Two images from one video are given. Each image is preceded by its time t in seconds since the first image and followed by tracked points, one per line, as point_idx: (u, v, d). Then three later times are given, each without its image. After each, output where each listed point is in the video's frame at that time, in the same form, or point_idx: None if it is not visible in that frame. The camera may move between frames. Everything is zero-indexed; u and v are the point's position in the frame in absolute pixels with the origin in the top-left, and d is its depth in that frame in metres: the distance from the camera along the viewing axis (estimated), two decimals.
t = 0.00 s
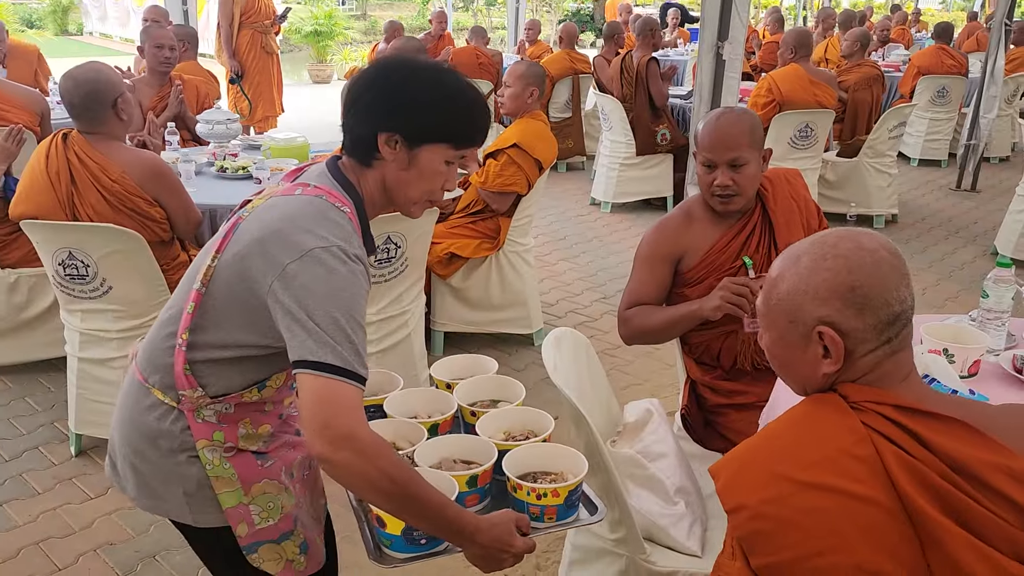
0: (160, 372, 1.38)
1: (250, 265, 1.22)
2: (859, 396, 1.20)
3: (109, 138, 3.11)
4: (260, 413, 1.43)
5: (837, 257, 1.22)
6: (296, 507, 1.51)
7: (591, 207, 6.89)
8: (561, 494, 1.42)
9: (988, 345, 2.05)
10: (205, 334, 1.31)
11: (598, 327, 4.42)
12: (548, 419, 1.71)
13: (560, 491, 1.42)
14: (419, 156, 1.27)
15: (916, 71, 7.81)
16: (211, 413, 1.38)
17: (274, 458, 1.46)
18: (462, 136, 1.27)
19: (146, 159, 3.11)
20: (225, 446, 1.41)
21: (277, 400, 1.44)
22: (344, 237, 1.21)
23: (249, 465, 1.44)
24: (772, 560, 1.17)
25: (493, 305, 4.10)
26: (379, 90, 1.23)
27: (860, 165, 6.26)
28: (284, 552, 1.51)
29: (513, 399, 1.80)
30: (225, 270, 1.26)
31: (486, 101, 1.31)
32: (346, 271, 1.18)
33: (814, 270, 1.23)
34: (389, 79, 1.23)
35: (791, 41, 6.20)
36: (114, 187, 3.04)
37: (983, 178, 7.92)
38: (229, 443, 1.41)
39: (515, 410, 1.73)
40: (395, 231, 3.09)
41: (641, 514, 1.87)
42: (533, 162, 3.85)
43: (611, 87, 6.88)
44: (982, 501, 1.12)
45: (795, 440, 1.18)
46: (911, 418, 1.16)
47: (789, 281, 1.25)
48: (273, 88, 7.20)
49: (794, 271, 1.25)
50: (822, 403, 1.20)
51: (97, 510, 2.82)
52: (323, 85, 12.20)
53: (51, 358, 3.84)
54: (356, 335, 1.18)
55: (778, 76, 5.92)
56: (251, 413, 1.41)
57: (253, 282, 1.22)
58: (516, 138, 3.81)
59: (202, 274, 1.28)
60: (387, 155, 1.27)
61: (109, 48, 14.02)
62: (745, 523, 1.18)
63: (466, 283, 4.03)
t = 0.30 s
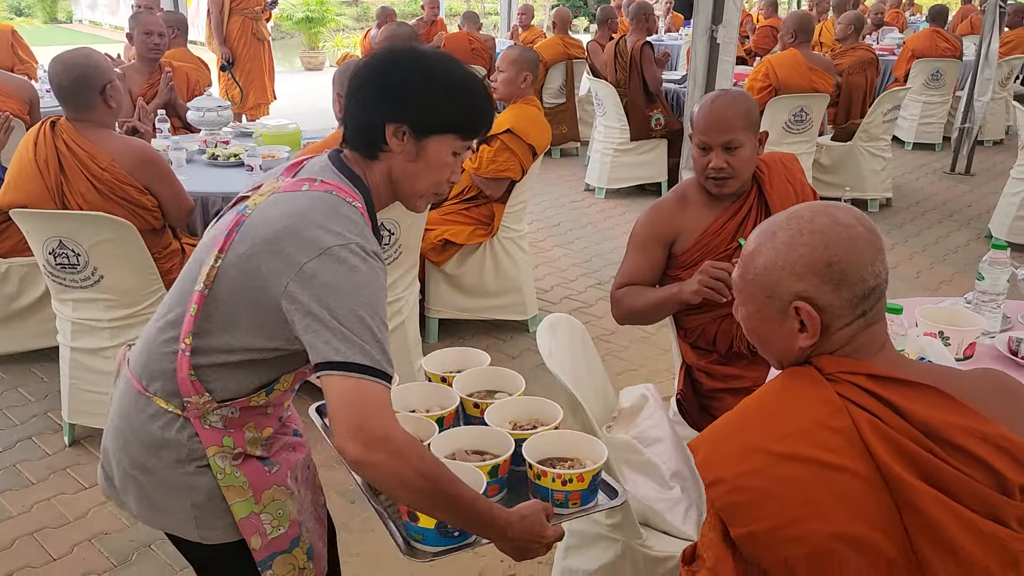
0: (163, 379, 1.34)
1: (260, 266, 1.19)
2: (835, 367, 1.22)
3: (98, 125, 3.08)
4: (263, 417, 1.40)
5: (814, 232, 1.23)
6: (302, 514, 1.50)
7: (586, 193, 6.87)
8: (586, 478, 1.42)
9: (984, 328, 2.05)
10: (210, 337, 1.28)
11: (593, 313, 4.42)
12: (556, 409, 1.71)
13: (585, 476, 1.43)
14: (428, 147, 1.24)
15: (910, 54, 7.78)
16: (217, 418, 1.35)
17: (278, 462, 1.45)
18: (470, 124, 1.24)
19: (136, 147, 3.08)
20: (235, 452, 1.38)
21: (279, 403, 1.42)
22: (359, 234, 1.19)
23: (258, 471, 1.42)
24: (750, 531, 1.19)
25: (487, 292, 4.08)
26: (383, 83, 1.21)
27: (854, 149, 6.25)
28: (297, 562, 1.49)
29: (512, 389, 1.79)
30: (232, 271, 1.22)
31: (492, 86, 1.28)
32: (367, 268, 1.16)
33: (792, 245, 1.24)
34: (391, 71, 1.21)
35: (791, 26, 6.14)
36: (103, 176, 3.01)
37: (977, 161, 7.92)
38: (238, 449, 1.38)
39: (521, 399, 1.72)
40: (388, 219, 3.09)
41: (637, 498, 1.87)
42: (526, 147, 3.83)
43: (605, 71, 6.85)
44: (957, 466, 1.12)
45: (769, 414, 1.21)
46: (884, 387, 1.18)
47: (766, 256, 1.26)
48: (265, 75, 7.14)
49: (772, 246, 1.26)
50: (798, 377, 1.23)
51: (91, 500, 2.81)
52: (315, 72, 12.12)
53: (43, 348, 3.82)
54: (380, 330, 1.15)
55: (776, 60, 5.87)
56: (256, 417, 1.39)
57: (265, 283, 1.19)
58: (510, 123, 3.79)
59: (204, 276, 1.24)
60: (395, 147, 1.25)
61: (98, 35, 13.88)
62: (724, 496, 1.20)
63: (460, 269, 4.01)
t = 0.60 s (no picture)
0: (147, 418, 1.25)
1: (257, 288, 1.14)
2: (833, 349, 1.20)
3: (83, 114, 3.04)
4: (251, 447, 1.33)
5: (799, 215, 1.23)
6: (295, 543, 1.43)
7: (577, 180, 6.85)
8: (599, 469, 1.45)
9: (972, 314, 2.05)
10: (200, 366, 1.21)
11: (585, 301, 4.41)
12: (554, 401, 1.71)
13: (598, 467, 1.45)
14: (412, 147, 1.21)
15: (902, 40, 7.74)
16: (210, 455, 1.28)
17: (267, 494, 1.37)
18: (453, 122, 1.22)
19: (122, 136, 3.05)
20: (230, 490, 1.31)
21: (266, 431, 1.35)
22: (361, 248, 1.16)
23: (253, 507, 1.34)
24: (746, 512, 1.16)
25: (478, 281, 4.07)
26: (362, 82, 1.17)
27: (846, 135, 6.24)
28: None
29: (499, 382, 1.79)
30: (225, 294, 1.16)
31: (474, 82, 1.26)
32: (373, 285, 1.13)
33: (779, 229, 1.23)
34: (373, 66, 1.17)
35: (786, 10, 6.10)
36: (88, 165, 2.98)
37: (968, 147, 7.93)
38: (233, 485, 1.31)
39: (518, 394, 1.71)
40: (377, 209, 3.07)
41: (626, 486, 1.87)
42: (516, 135, 3.81)
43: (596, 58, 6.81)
44: (952, 445, 1.12)
45: (765, 395, 1.18)
46: (883, 367, 1.17)
47: (752, 244, 1.25)
48: (254, 63, 7.08)
49: (757, 233, 1.25)
50: (795, 358, 1.21)
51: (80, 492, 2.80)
52: (306, 61, 12.06)
53: (31, 340, 3.80)
54: (392, 348, 1.13)
55: (768, 46, 5.82)
56: (245, 448, 1.32)
57: (263, 306, 1.14)
58: (500, 111, 3.77)
59: (188, 300, 1.17)
60: (377, 149, 1.21)
61: (87, 24, 13.77)
62: (720, 477, 1.17)
63: (451, 258, 4.00)
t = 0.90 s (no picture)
0: (141, 438, 1.18)
1: (258, 298, 1.10)
2: (833, 341, 1.20)
3: (74, 106, 3.02)
4: (245, 462, 1.28)
5: (782, 208, 1.23)
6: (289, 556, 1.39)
7: (572, 170, 6.84)
8: (606, 473, 1.46)
9: (965, 304, 2.05)
10: (196, 381, 1.15)
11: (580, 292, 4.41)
12: (554, 404, 1.71)
13: (604, 471, 1.46)
14: (407, 150, 1.20)
15: (897, 28, 7.73)
16: (207, 472, 1.22)
17: (262, 508, 1.33)
18: (447, 125, 1.21)
19: (113, 129, 3.02)
20: (230, 506, 1.27)
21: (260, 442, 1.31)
22: (362, 255, 1.14)
23: (250, 522, 1.30)
24: (752, 505, 1.17)
25: (473, 272, 4.06)
26: (353, 86, 1.15)
27: (841, 124, 6.23)
28: None
29: (495, 385, 1.79)
30: (224, 306, 1.11)
31: (466, 84, 1.25)
32: (376, 292, 1.12)
33: (764, 224, 1.23)
34: (368, 70, 1.15)
35: None
36: (79, 157, 2.97)
37: (963, 135, 7.93)
38: (233, 501, 1.27)
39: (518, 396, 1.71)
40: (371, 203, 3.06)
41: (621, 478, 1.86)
42: (510, 127, 3.79)
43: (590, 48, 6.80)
44: (953, 437, 1.11)
45: (767, 389, 1.18)
46: (887, 360, 1.16)
47: (741, 242, 1.25)
48: (247, 54, 7.04)
49: (745, 230, 1.26)
50: (798, 351, 1.21)
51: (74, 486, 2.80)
52: (300, 52, 12.01)
53: (25, 333, 3.78)
54: (397, 358, 1.13)
55: (764, 34, 5.75)
56: (239, 463, 1.27)
57: (263, 316, 1.11)
58: (492, 102, 3.75)
59: (183, 311, 1.12)
60: (371, 155, 1.20)
61: (79, 15, 13.70)
62: (724, 471, 1.18)
63: (445, 250, 3.99)
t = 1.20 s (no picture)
0: (133, 428, 1.17)
1: (260, 294, 1.09)
2: (842, 343, 1.18)
3: (70, 101, 3.01)
4: (230, 457, 1.30)
5: (798, 204, 1.20)
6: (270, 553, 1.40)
7: (570, 164, 6.83)
8: (609, 474, 1.44)
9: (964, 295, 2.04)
10: (193, 374, 1.15)
11: (578, 285, 4.40)
12: (554, 402, 1.70)
13: (607, 473, 1.45)
14: (415, 156, 1.18)
15: (894, 20, 7.72)
16: (196, 465, 1.23)
17: (247, 506, 1.34)
18: (459, 133, 1.19)
19: (109, 123, 3.01)
20: (217, 500, 1.28)
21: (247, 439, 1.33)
22: (367, 255, 1.13)
23: (235, 518, 1.31)
24: (758, 512, 1.16)
25: (471, 266, 4.05)
26: (366, 89, 1.13)
27: (838, 116, 6.22)
28: None
29: (495, 382, 1.78)
30: (224, 299, 1.11)
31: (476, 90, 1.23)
32: (379, 292, 1.12)
33: (779, 220, 1.20)
34: (379, 74, 1.13)
35: None
36: (74, 152, 2.95)
37: (961, 127, 7.93)
38: (220, 496, 1.28)
39: (520, 394, 1.70)
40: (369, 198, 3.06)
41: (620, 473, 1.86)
42: (507, 120, 3.78)
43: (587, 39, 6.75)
44: (964, 440, 1.11)
45: (771, 388, 1.17)
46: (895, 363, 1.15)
47: (751, 235, 1.22)
48: (243, 48, 7.01)
49: (757, 223, 1.22)
50: (805, 352, 1.19)
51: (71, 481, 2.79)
52: (296, 46, 11.94)
53: (22, 329, 3.77)
54: (399, 358, 1.12)
55: (760, 26, 5.73)
56: (226, 458, 1.29)
57: (265, 312, 1.10)
58: (489, 95, 3.74)
59: (182, 303, 1.11)
60: (380, 157, 1.18)
61: (74, 10, 13.65)
62: (729, 478, 1.16)
63: (442, 244, 3.98)
